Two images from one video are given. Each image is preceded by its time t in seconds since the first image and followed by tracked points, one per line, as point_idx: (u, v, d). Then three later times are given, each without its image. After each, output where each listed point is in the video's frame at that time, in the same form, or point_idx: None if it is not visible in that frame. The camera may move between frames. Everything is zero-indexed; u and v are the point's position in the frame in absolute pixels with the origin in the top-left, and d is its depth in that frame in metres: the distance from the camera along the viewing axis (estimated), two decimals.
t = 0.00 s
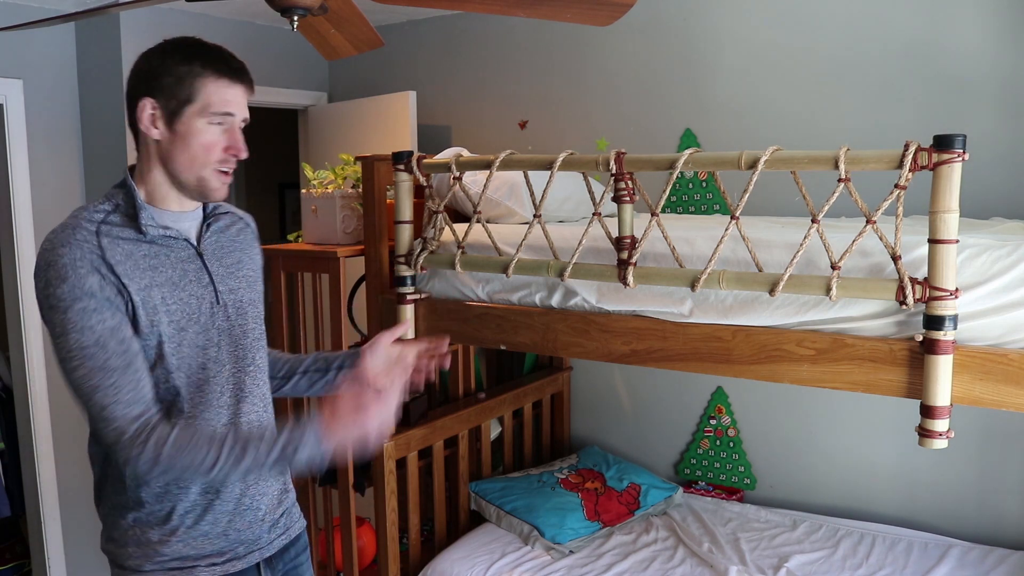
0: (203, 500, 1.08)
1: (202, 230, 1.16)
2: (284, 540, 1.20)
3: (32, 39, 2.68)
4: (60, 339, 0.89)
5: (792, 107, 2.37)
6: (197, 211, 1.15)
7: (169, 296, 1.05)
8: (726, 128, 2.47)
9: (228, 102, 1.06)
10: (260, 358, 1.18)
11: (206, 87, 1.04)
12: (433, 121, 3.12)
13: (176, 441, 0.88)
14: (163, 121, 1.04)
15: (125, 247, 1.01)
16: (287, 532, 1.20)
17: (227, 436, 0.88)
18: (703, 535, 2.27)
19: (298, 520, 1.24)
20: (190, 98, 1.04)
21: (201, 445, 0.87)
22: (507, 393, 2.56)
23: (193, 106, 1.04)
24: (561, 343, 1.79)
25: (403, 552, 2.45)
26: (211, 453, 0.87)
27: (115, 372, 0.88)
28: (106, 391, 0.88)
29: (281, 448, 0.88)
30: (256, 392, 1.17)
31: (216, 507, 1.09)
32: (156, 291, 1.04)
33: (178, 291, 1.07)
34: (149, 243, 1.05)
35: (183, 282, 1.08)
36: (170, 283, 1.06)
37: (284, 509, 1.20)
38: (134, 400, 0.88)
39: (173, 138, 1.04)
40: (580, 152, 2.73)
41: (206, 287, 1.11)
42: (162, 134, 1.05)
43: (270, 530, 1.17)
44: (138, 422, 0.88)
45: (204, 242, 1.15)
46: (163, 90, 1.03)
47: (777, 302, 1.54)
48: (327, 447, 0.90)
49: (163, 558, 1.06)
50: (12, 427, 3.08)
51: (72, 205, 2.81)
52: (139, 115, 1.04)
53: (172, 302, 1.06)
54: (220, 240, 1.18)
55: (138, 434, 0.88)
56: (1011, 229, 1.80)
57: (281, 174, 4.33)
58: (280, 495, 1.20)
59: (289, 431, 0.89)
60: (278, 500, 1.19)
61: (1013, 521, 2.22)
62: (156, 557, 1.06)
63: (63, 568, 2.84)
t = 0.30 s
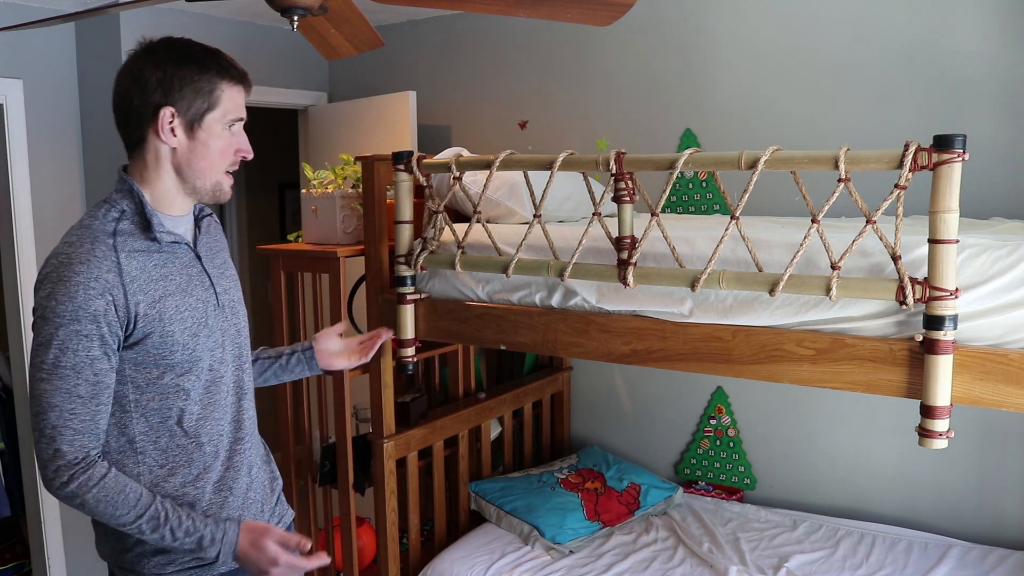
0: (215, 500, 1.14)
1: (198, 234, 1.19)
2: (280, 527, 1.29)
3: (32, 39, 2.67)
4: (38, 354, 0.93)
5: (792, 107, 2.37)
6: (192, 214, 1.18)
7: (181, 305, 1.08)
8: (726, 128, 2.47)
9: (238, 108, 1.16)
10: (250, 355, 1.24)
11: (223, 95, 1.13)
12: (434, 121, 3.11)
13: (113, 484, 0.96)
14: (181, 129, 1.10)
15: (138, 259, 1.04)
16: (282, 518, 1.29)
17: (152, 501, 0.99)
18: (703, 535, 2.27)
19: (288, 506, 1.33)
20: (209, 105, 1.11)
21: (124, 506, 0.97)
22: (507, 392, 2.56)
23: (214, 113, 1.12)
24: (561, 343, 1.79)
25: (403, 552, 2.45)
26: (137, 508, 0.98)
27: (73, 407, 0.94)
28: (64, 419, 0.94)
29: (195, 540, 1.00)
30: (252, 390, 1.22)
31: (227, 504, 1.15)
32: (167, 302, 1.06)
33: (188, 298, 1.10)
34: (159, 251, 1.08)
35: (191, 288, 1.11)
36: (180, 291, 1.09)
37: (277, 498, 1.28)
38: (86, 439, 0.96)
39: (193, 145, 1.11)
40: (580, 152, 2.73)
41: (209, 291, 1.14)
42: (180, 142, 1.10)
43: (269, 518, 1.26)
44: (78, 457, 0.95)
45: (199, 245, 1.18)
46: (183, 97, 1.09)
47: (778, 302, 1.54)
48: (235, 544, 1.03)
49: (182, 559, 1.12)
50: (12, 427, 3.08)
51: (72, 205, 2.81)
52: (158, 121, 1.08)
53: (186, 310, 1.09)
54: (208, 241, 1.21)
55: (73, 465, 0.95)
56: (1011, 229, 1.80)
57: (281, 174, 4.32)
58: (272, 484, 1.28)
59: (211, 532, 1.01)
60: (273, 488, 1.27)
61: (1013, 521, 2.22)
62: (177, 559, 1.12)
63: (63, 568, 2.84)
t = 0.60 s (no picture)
0: (206, 496, 1.13)
1: (185, 231, 1.22)
2: (278, 531, 1.26)
3: (32, 39, 2.67)
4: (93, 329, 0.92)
5: (792, 107, 2.37)
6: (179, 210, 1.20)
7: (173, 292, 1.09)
8: (726, 128, 2.47)
9: (213, 105, 1.14)
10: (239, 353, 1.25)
11: (196, 92, 1.11)
12: (434, 121, 3.11)
13: (234, 394, 0.93)
14: (153, 125, 1.09)
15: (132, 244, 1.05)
16: (279, 522, 1.27)
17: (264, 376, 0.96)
18: (702, 535, 2.27)
19: (286, 509, 1.31)
20: (180, 101, 1.10)
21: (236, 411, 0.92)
22: (507, 392, 2.56)
23: (185, 109, 1.10)
24: (561, 343, 1.79)
25: (403, 552, 2.45)
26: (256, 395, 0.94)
27: (158, 345, 0.91)
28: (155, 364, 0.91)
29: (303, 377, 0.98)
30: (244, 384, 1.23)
31: (218, 501, 1.14)
32: (163, 287, 1.07)
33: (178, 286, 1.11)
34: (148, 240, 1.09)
35: (182, 278, 1.12)
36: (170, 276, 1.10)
37: (273, 501, 1.27)
38: (180, 370, 0.92)
39: (164, 140, 1.10)
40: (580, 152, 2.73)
41: (199, 284, 1.15)
42: (152, 137, 1.10)
43: (265, 521, 1.23)
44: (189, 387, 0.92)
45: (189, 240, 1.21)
46: (154, 93, 1.08)
47: (778, 302, 1.54)
48: (342, 363, 1.03)
49: (176, 557, 1.11)
50: (12, 427, 3.08)
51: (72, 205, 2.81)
52: (129, 116, 1.08)
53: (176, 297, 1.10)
54: (195, 238, 1.23)
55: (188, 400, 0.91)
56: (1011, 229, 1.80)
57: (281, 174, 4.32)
58: (269, 487, 1.26)
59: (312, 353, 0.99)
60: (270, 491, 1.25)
61: (1013, 521, 2.22)
62: (170, 557, 1.10)
63: (63, 568, 2.84)
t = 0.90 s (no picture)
0: (199, 498, 1.07)
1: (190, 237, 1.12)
2: (281, 540, 1.21)
3: (32, 39, 2.68)
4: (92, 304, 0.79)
5: (792, 107, 2.37)
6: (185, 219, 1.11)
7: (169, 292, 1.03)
8: (726, 128, 2.48)
9: (170, 115, 0.97)
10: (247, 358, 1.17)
11: (145, 102, 0.96)
12: (434, 121, 3.12)
13: (270, 344, 0.74)
14: (119, 141, 0.99)
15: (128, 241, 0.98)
16: (284, 531, 1.21)
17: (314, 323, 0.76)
18: (702, 535, 2.27)
19: (293, 517, 1.25)
20: (133, 115, 0.96)
21: (272, 355, 0.73)
22: (507, 393, 2.56)
23: (136, 122, 0.96)
24: (561, 343, 1.79)
25: (403, 552, 2.45)
26: (307, 337, 0.74)
27: (165, 305, 0.77)
28: (163, 317, 0.76)
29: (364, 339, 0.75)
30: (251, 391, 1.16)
31: (211, 504, 1.09)
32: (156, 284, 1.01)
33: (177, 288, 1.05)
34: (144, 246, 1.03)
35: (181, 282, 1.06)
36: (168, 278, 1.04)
37: (278, 508, 1.21)
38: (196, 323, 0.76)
39: (125, 158, 0.99)
40: (580, 152, 2.73)
41: (201, 287, 1.09)
42: (121, 154, 1.00)
43: (265, 528, 1.18)
44: (208, 335, 0.75)
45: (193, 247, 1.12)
46: (115, 109, 0.98)
47: (777, 302, 1.55)
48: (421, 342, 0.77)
49: (163, 556, 1.06)
50: (12, 426, 3.08)
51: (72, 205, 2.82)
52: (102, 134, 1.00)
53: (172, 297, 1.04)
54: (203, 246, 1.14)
55: (214, 346, 0.74)
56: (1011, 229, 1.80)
57: (281, 174, 4.32)
58: (273, 493, 1.20)
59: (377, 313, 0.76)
60: (273, 498, 1.19)
61: (1013, 521, 2.22)
62: (156, 557, 1.06)
63: (63, 568, 2.84)
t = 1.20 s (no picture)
0: (198, 499, 1.07)
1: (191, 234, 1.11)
2: (280, 536, 1.20)
3: (32, 39, 2.68)
4: (91, 332, 0.85)
5: (791, 107, 2.37)
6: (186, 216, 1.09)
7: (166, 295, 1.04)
8: (726, 128, 2.48)
9: (158, 123, 0.96)
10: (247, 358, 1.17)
11: (131, 108, 0.95)
12: (434, 121, 3.11)
13: (257, 373, 0.82)
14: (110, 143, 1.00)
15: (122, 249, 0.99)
16: (282, 527, 1.21)
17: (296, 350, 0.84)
18: (702, 535, 2.27)
19: (292, 513, 1.25)
20: (120, 120, 0.96)
21: (258, 391, 0.81)
22: (507, 393, 2.56)
23: (123, 129, 0.96)
24: (561, 343, 1.79)
25: (403, 552, 2.45)
26: (292, 366, 0.83)
27: (157, 331, 0.84)
28: (158, 349, 0.83)
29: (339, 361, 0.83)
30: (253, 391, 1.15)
31: (211, 505, 1.09)
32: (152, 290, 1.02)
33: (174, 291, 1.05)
34: (141, 251, 1.02)
35: (178, 284, 1.06)
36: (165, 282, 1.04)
37: (277, 504, 1.21)
38: (188, 351, 0.83)
39: (117, 161, 1.00)
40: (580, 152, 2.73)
41: (201, 288, 1.08)
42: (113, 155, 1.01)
43: (266, 525, 1.18)
44: (201, 366, 0.82)
45: (194, 244, 1.11)
46: (103, 111, 0.97)
47: (777, 302, 1.55)
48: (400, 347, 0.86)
49: (164, 558, 1.06)
50: (12, 426, 3.08)
51: (72, 205, 2.81)
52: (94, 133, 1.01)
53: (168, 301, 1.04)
54: (204, 240, 1.13)
55: (206, 380, 0.81)
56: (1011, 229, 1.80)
57: (281, 174, 4.32)
58: (272, 489, 1.20)
59: (355, 326, 0.85)
60: (272, 495, 1.19)
61: (1013, 521, 2.22)
62: (157, 558, 1.05)
63: (64, 568, 2.84)
